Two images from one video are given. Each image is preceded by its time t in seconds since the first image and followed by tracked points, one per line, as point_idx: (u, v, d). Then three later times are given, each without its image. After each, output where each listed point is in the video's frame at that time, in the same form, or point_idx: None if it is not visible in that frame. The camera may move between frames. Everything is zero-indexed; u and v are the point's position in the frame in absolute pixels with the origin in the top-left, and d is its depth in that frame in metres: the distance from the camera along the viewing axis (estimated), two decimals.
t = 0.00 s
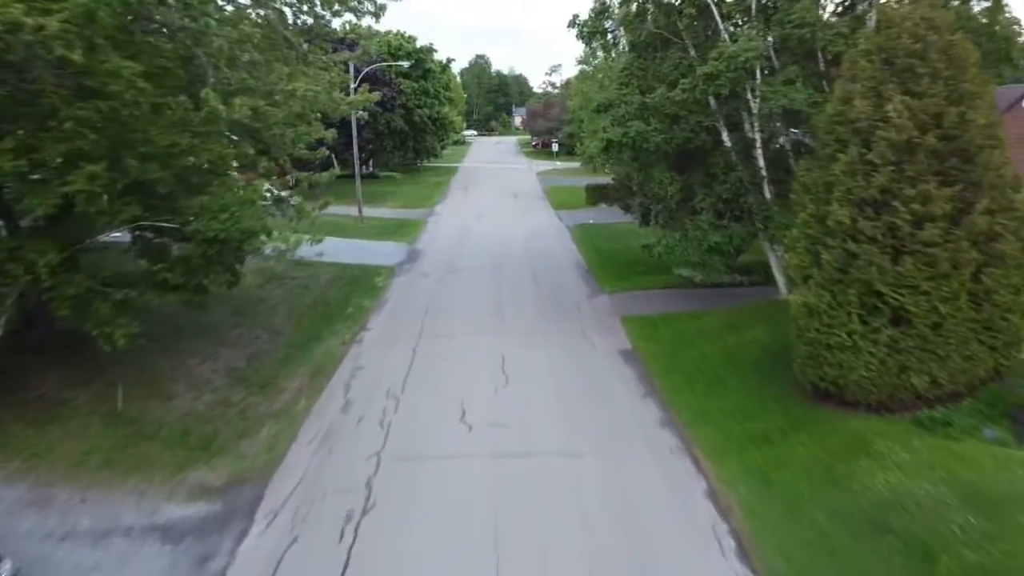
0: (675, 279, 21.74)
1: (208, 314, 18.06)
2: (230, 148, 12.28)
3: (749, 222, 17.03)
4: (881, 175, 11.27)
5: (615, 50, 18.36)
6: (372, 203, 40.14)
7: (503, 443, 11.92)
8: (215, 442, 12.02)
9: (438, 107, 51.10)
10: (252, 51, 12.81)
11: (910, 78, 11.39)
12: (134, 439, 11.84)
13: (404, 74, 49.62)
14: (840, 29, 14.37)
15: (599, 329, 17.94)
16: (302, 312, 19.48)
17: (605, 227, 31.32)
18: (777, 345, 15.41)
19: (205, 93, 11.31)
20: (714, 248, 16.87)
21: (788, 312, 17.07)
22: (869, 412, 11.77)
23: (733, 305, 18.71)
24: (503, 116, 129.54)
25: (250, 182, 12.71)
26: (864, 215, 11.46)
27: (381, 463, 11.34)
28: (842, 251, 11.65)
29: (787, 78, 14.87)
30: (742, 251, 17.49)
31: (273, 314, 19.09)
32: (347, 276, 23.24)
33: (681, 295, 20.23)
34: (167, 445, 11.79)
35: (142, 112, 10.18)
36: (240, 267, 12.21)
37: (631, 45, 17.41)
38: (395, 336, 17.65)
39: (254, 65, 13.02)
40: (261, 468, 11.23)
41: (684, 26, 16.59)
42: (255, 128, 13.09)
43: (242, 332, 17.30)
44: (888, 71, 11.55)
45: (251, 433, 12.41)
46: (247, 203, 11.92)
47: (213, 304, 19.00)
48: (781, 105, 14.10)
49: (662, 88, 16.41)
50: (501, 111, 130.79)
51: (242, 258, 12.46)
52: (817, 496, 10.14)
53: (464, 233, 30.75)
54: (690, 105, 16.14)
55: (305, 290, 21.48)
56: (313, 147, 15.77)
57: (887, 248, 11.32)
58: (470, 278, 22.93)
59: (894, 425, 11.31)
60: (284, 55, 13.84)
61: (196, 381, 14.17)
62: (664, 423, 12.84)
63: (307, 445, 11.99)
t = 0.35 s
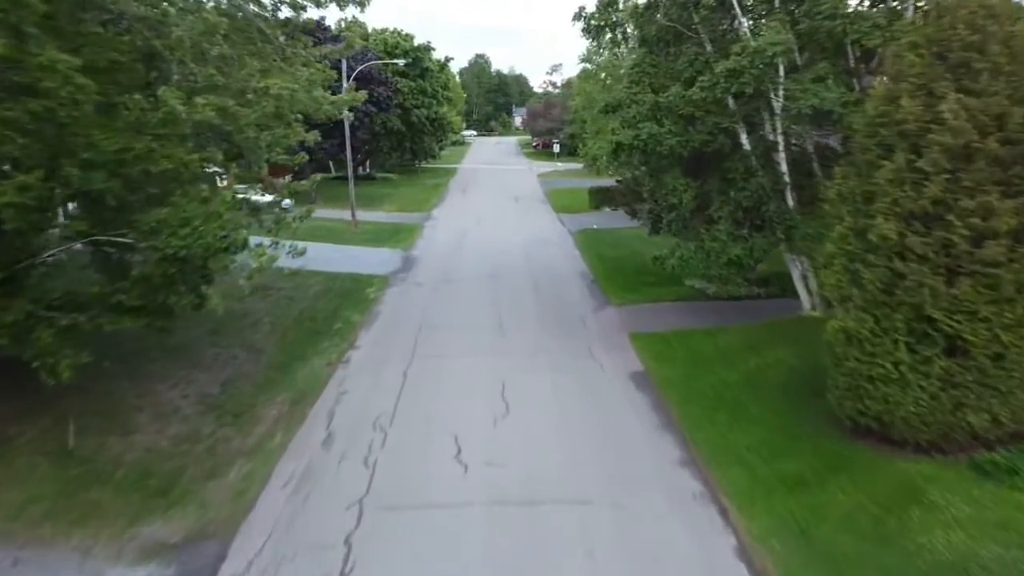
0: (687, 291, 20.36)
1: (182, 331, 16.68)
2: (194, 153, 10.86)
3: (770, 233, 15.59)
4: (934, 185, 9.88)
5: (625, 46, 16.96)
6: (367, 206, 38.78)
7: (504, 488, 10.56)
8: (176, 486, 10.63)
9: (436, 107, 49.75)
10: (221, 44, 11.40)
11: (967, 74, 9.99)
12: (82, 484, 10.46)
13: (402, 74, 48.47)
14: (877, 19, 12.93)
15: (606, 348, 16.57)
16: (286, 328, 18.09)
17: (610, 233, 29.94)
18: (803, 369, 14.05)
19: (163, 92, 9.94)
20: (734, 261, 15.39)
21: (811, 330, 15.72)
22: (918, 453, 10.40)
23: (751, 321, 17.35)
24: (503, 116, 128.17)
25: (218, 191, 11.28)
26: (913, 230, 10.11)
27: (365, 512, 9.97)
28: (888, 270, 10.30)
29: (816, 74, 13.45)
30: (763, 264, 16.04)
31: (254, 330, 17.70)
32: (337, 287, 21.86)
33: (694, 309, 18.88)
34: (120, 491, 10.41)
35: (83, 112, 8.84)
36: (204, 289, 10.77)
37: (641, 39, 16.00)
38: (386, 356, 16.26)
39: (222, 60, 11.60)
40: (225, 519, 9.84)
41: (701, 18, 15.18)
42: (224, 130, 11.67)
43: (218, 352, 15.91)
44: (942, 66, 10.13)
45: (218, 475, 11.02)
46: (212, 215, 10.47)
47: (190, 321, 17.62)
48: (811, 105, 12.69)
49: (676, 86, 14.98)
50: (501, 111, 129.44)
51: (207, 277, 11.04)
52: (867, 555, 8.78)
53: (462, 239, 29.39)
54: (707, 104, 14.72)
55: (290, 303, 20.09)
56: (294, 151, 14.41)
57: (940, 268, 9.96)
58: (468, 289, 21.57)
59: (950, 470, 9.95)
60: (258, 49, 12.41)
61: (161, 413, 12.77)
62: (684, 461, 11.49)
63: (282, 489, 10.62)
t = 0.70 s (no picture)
0: (698, 302, 19.19)
1: (160, 349, 15.58)
2: (156, 158, 9.70)
3: (792, 242, 14.44)
4: (990, 195, 8.74)
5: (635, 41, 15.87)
6: (364, 209, 37.67)
7: (505, 535, 9.41)
8: (136, 532, 9.53)
9: (435, 106, 48.58)
10: (189, 37, 10.25)
11: None
12: (31, 531, 9.40)
13: (400, 72, 47.32)
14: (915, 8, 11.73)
15: (614, 365, 15.42)
16: (271, 343, 16.95)
17: (615, 237, 28.77)
18: (830, 392, 12.89)
19: (117, 90, 8.79)
20: (752, 274, 14.23)
21: (836, 347, 14.56)
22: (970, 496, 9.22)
23: (769, 337, 16.19)
24: (503, 116, 127.02)
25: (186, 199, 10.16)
26: (965, 245, 8.96)
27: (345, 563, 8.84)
28: (936, 289, 9.18)
29: (846, 70, 12.29)
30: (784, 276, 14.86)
31: (237, 345, 16.56)
32: (328, 297, 20.73)
33: (708, 321, 17.73)
34: (73, 538, 9.34)
35: (14, 112, 7.72)
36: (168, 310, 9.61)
37: (651, 35, 14.85)
38: (377, 375, 15.11)
39: (191, 55, 10.44)
40: (189, 573, 8.72)
41: (717, 10, 14.07)
42: (193, 131, 10.50)
43: (196, 372, 14.77)
44: (1000, 60, 8.93)
45: (185, 518, 9.89)
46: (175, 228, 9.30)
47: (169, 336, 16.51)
48: (843, 104, 11.52)
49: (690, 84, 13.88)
50: (501, 111, 128.34)
51: (172, 297, 9.88)
52: None
53: (461, 244, 28.26)
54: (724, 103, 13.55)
55: (278, 314, 18.95)
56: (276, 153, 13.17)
57: (997, 288, 8.78)
58: (466, 299, 20.42)
59: (1009, 518, 8.75)
60: (233, 42, 11.23)
61: (128, 444, 11.71)
62: (704, 500, 10.35)
63: (255, 534, 9.52)
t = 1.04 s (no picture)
0: (711, 314, 18.09)
1: (135, 367, 14.54)
2: (113, 164, 8.62)
3: (814, 253, 13.41)
4: None
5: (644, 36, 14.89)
6: (360, 212, 36.61)
7: None
8: None
9: (434, 106, 47.42)
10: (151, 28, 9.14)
11: None
12: None
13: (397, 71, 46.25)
14: None
15: (623, 384, 14.37)
16: (256, 359, 15.87)
17: (620, 242, 27.67)
18: (860, 418, 11.84)
19: (62, 85, 7.67)
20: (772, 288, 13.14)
21: (862, 366, 13.51)
22: None
23: (788, 353, 15.12)
24: (504, 116, 125.91)
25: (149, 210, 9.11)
26: None
27: None
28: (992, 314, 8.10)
29: (879, 66, 11.19)
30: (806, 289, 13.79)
31: (219, 362, 15.49)
32: (319, 307, 19.67)
33: (722, 335, 16.67)
34: None
35: None
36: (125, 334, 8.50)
37: (663, 29, 13.86)
38: (368, 395, 14.04)
39: (158, 49, 9.35)
40: None
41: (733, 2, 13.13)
42: (159, 135, 9.41)
43: (171, 394, 13.69)
44: None
45: (146, 567, 8.84)
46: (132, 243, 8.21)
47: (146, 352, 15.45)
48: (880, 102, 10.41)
49: (706, 82, 12.90)
50: (501, 111, 127.26)
51: (132, 319, 8.82)
52: None
53: (459, 249, 27.19)
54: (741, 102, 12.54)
55: (264, 327, 17.88)
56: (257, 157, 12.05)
57: None
58: (464, 309, 19.37)
59: None
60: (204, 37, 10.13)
61: (90, 478, 10.67)
62: (727, 545, 9.31)
63: None
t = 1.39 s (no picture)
0: (723, 327, 17.02)
1: (104, 388, 13.44)
2: (57, 172, 7.54)
3: (843, 266, 12.35)
4: None
5: (657, 32, 13.86)
6: (354, 215, 35.49)
7: None
8: None
9: (433, 107, 46.33)
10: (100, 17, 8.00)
11: None
12: None
13: (394, 70, 45.12)
14: None
15: (633, 406, 13.30)
16: (238, 377, 14.78)
17: (624, 248, 26.55)
18: (895, 450, 10.80)
19: None
20: (796, 305, 12.02)
21: (893, 388, 12.46)
22: None
23: (809, 371, 14.05)
24: (504, 116, 124.75)
25: (100, 222, 8.07)
26: None
27: None
28: None
29: (920, 62, 10.07)
30: (830, 304, 12.68)
31: (197, 381, 14.40)
32: (307, 318, 18.57)
33: (736, 350, 15.60)
34: None
35: None
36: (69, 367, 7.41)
37: (676, 22, 12.80)
38: (357, 418, 12.95)
39: (114, 42, 8.22)
40: None
41: None
42: (114, 139, 8.30)
43: (143, 420, 12.61)
44: None
45: None
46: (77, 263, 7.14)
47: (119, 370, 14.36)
48: (925, 101, 9.32)
49: (726, 79, 11.84)
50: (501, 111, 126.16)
51: (78, 349, 7.79)
52: None
53: (457, 255, 26.09)
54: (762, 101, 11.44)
55: (249, 341, 16.79)
56: (233, 161, 10.97)
57: None
58: (462, 320, 18.28)
59: None
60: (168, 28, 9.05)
61: (44, 522, 9.60)
62: None
63: None
